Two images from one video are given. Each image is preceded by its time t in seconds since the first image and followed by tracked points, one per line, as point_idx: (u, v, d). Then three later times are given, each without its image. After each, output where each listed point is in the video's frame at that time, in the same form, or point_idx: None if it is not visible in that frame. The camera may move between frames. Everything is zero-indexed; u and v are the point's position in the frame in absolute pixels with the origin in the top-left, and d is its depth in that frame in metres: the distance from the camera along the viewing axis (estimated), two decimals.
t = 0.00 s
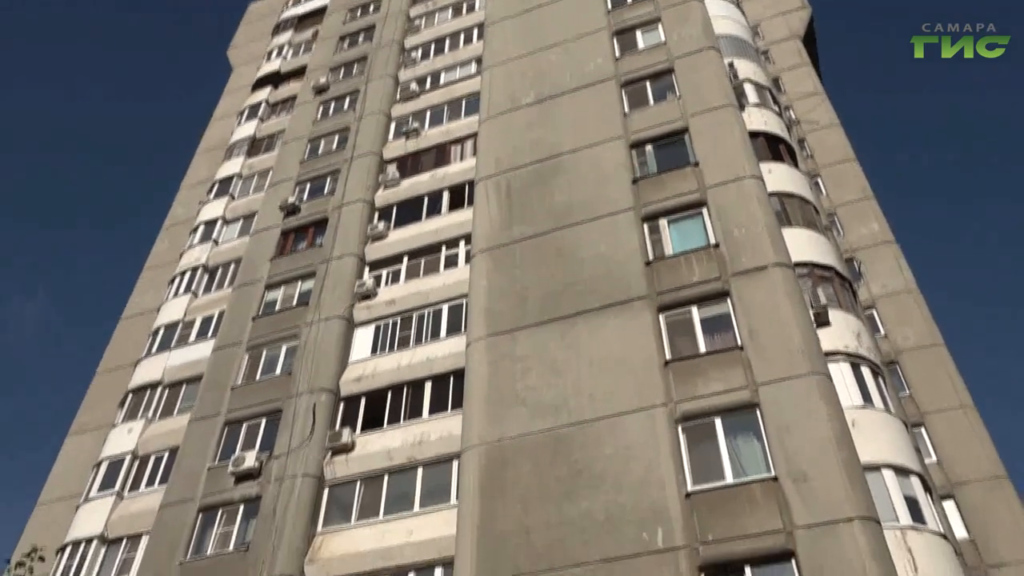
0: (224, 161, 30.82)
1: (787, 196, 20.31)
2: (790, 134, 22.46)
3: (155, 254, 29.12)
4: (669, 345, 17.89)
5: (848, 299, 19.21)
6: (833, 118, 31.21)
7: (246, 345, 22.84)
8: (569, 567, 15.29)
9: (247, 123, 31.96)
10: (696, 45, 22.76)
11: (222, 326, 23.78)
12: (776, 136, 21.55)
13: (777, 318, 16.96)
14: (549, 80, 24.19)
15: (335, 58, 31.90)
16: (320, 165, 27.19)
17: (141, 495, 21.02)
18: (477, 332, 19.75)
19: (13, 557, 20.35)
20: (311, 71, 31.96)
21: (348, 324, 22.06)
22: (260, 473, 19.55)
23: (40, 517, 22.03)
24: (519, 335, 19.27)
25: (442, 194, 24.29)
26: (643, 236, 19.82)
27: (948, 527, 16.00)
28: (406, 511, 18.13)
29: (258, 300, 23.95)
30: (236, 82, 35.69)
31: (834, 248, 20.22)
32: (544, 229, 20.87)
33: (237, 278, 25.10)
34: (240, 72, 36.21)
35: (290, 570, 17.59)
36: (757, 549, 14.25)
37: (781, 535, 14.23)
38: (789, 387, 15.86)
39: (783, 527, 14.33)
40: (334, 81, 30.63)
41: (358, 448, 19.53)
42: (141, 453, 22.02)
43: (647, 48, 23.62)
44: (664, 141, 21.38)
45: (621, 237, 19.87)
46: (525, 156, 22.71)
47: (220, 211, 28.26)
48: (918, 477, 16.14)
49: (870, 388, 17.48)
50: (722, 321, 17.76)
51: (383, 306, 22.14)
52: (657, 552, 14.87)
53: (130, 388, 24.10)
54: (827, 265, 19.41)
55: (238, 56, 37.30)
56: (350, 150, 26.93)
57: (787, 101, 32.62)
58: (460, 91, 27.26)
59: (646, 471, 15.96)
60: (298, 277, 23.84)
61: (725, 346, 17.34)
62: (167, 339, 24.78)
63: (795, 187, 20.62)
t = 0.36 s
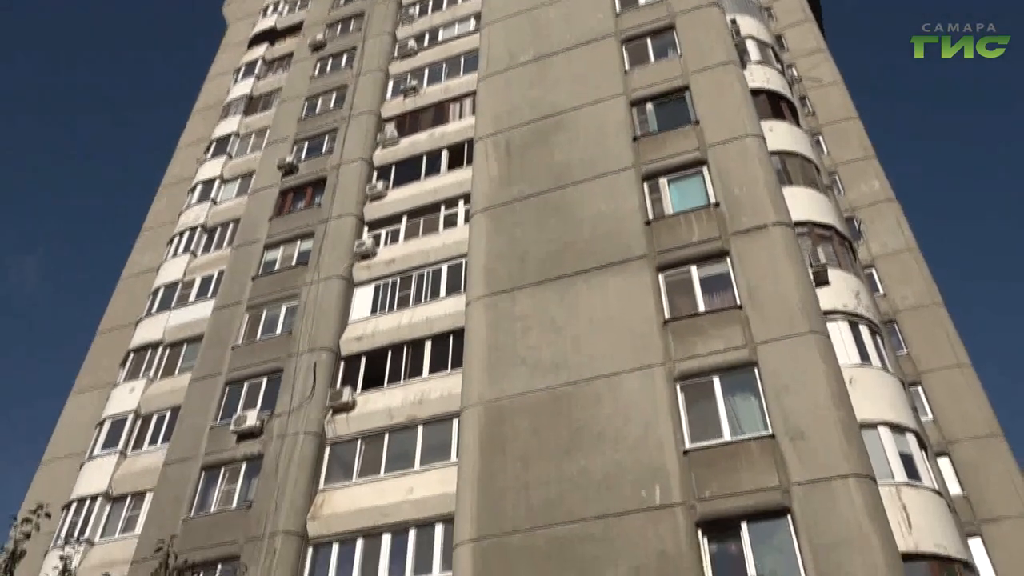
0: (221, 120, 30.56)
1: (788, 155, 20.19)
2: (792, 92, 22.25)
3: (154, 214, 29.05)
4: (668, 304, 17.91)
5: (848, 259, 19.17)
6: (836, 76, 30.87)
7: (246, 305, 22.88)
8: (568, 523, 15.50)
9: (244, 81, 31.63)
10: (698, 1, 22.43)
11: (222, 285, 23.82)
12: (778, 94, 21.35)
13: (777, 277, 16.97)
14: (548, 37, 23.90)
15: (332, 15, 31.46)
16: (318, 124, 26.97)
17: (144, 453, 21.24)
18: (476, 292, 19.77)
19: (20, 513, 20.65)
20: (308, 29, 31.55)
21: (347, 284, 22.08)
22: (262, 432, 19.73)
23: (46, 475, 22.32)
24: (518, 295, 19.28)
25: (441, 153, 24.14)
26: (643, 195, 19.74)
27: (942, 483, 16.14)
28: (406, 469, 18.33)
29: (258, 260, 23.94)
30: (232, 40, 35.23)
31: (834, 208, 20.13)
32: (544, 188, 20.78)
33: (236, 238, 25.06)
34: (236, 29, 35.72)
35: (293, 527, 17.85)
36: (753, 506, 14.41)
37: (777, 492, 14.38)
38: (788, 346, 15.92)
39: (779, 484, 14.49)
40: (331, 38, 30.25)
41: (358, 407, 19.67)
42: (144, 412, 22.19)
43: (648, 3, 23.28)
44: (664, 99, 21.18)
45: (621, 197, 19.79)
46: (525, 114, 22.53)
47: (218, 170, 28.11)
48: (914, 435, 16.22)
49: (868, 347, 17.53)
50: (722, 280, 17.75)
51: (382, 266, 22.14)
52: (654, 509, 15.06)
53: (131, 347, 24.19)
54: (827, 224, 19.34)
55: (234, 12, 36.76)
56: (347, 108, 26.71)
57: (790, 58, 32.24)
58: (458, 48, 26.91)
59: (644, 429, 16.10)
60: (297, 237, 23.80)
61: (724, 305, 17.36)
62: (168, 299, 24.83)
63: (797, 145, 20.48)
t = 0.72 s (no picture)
0: (217, 80, 30.25)
1: (789, 115, 20.03)
2: (794, 51, 22.00)
3: (151, 175, 28.91)
4: (667, 265, 17.91)
5: (848, 220, 19.10)
6: (839, 35, 30.50)
7: (245, 267, 22.87)
8: (567, 482, 15.68)
9: (240, 41, 31.24)
10: None
11: (221, 248, 23.79)
12: (780, 53, 21.12)
13: (776, 238, 16.94)
14: None
15: None
16: (315, 84, 26.71)
17: (147, 414, 21.39)
18: (475, 254, 19.76)
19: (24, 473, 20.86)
20: None
21: (346, 246, 22.06)
22: (263, 393, 19.85)
23: (49, 435, 22.53)
24: (517, 257, 19.27)
25: (440, 114, 23.95)
26: (643, 156, 19.62)
27: (938, 443, 16.26)
28: (407, 430, 18.48)
29: (256, 222, 23.88)
30: None
31: (835, 169, 20.02)
32: (543, 149, 20.66)
33: (234, 200, 24.97)
34: None
35: (295, 487, 18.03)
36: (750, 465, 14.54)
37: (774, 451, 14.50)
38: (786, 307, 15.95)
39: (776, 444, 14.60)
40: None
41: (359, 369, 19.76)
42: (145, 373, 22.30)
43: None
44: (665, 59, 20.94)
45: (621, 158, 19.67)
46: (524, 74, 22.32)
47: (215, 131, 27.91)
48: (910, 395, 16.27)
49: (867, 309, 17.52)
50: (721, 241, 17.72)
51: (381, 228, 22.09)
52: (653, 468, 15.20)
53: (131, 309, 24.23)
54: (827, 185, 19.25)
55: None
56: (345, 69, 26.43)
57: (792, 16, 31.81)
58: (456, 6, 26.53)
59: (643, 389, 16.19)
60: (296, 199, 23.70)
61: (724, 266, 17.35)
62: (167, 262, 24.81)
63: (798, 105, 20.30)
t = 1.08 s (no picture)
0: (214, 42, 29.93)
1: (791, 77, 19.84)
2: (797, 12, 21.73)
3: (148, 139, 28.74)
4: (667, 229, 17.85)
5: (849, 183, 18.99)
6: None
7: (244, 231, 22.83)
8: (566, 443, 15.81)
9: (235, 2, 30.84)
10: None
11: (219, 212, 23.73)
12: (783, 14, 20.87)
13: (777, 200, 16.88)
14: None
15: None
16: (312, 46, 26.44)
17: (148, 377, 21.53)
18: (475, 218, 19.71)
19: (28, 436, 21.05)
20: None
21: (345, 210, 22.00)
22: (264, 356, 19.94)
23: (53, 398, 22.73)
24: (517, 220, 19.21)
25: (438, 76, 23.73)
26: (644, 119, 19.47)
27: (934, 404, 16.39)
28: (407, 393, 18.59)
29: (255, 185, 23.79)
30: None
31: (837, 132, 19.87)
32: (543, 112, 20.51)
33: (232, 163, 24.86)
34: None
35: (296, 450, 18.18)
36: (748, 426, 14.62)
37: (772, 413, 14.57)
38: (786, 270, 15.93)
39: (774, 406, 14.66)
40: None
41: (359, 332, 19.83)
42: (146, 337, 22.37)
43: None
44: (667, 20, 20.69)
45: (621, 121, 19.52)
46: (524, 36, 22.09)
47: (212, 94, 27.68)
48: (908, 358, 16.28)
49: (866, 273, 17.47)
50: (722, 205, 17.65)
51: (380, 192, 22.01)
52: (651, 431, 15.30)
53: (131, 274, 24.23)
54: (829, 148, 19.12)
55: None
56: (342, 30, 26.14)
57: None
58: None
59: (642, 352, 16.25)
60: (294, 162, 23.59)
61: (724, 230, 17.29)
62: (165, 226, 24.77)
63: (801, 67, 20.10)
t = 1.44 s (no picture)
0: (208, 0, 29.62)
1: (793, 36, 19.65)
2: None
3: (144, 99, 28.61)
4: (667, 189, 17.77)
5: (850, 144, 18.83)
6: None
7: (243, 192, 22.80)
8: (565, 403, 15.89)
9: None
10: None
11: (217, 173, 23.68)
12: None
13: (777, 159, 16.82)
14: None
15: None
16: (308, 5, 26.20)
17: (149, 339, 21.62)
18: (474, 178, 19.67)
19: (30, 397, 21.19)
20: None
21: (344, 170, 21.95)
22: (264, 318, 20.01)
23: (55, 359, 22.93)
24: (516, 181, 19.16)
25: (437, 35, 23.52)
26: (645, 78, 19.31)
27: (932, 366, 16.22)
28: (406, 354, 18.64)
29: (252, 146, 23.71)
30: None
31: (839, 92, 19.70)
32: (542, 72, 20.39)
33: (229, 124, 24.77)
34: None
35: (297, 410, 18.30)
36: (745, 386, 14.61)
37: (770, 373, 14.58)
38: (786, 230, 15.90)
39: (772, 366, 14.67)
40: None
41: (359, 293, 19.87)
42: (146, 300, 22.43)
43: None
44: None
45: (621, 81, 19.38)
46: None
47: (207, 53, 27.48)
48: (906, 319, 15.92)
49: (866, 233, 17.16)
50: (722, 165, 17.55)
51: (379, 153, 21.94)
52: (650, 390, 15.34)
53: (129, 236, 24.25)
54: (831, 108, 18.95)
55: None
56: None
57: None
58: None
59: (641, 312, 16.26)
60: (291, 123, 23.49)
61: (724, 190, 17.22)
62: (163, 187, 24.76)
63: (803, 26, 19.90)
